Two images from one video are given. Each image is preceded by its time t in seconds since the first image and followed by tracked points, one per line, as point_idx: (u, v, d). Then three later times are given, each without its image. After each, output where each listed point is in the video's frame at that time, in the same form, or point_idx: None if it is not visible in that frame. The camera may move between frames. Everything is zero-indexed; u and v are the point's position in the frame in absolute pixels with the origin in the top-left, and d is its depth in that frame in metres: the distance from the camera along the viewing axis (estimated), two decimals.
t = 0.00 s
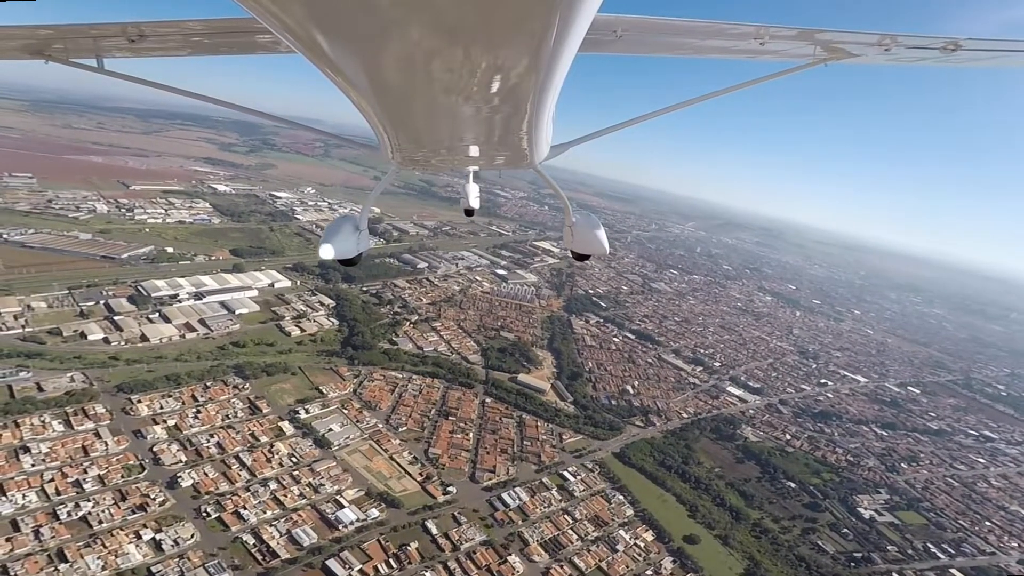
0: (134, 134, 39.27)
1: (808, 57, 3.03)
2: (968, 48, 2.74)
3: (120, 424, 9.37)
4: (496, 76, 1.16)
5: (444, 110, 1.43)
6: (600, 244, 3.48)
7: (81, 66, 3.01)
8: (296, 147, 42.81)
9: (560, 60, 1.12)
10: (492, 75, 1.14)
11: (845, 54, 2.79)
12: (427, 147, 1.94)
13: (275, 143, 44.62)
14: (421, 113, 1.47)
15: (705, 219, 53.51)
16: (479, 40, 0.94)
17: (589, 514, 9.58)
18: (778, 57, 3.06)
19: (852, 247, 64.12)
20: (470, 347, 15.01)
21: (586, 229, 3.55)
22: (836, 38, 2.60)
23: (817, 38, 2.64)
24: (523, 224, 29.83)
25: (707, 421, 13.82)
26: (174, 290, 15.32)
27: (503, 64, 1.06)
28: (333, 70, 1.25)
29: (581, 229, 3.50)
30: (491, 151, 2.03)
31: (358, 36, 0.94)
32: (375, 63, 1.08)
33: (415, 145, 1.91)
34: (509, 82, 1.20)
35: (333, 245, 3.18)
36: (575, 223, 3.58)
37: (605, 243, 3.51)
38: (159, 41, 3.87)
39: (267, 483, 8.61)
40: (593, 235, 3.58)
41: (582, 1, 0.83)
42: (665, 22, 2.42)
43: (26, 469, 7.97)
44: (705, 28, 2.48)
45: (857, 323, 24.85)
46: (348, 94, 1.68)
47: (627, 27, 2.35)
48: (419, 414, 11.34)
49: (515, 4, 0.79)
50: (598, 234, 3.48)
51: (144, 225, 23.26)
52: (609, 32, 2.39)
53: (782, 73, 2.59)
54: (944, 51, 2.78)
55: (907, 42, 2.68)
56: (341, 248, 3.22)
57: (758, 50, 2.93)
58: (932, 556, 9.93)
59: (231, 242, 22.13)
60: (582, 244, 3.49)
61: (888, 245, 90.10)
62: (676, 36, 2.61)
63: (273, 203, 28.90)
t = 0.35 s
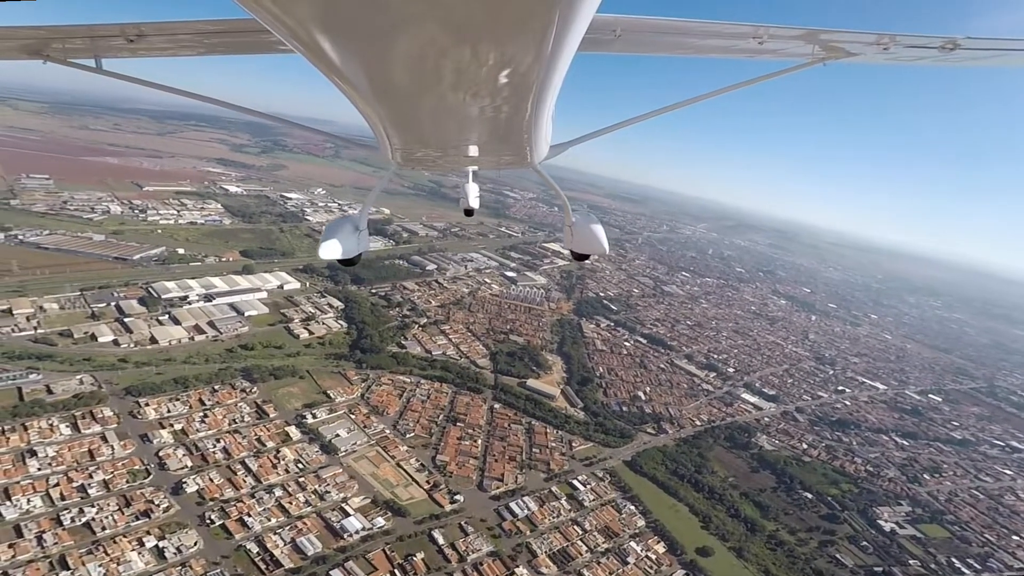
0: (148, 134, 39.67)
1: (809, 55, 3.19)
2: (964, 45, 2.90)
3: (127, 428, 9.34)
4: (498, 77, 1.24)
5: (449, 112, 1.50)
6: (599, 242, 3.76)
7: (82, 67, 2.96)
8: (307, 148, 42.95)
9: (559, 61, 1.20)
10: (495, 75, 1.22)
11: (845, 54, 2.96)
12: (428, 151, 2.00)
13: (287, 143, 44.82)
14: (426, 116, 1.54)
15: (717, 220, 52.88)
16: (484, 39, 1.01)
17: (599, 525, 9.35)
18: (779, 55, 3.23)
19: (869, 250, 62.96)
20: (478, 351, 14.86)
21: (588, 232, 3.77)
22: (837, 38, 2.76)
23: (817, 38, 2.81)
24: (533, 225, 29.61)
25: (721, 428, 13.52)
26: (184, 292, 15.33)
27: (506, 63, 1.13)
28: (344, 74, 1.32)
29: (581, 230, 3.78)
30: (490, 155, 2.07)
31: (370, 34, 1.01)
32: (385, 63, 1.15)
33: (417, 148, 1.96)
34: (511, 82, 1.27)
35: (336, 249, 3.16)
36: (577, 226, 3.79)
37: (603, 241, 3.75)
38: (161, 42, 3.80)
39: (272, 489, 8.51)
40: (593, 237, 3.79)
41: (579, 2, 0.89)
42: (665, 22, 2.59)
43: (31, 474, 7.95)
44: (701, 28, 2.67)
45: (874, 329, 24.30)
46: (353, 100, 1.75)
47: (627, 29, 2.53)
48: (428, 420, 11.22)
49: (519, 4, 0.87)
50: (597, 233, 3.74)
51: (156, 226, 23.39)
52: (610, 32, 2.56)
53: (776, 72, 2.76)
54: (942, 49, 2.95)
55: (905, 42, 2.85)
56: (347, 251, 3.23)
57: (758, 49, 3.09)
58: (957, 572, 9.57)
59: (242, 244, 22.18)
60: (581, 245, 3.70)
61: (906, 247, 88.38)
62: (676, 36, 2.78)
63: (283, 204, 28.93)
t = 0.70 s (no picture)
0: (163, 135, 40.14)
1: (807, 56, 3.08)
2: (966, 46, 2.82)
3: (134, 431, 9.32)
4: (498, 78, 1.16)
5: (445, 115, 1.42)
6: (600, 244, 3.73)
7: (81, 69, 2.86)
8: (319, 150, 43.17)
9: (561, 58, 1.12)
10: (496, 77, 1.13)
11: (844, 55, 2.86)
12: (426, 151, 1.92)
13: (299, 144, 45.12)
14: (422, 120, 1.46)
15: (730, 223, 52.31)
16: (483, 40, 0.93)
17: (610, 536, 9.10)
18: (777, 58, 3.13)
19: (886, 254, 61.87)
20: (487, 355, 14.69)
21: (585, 230, 3.80)
22: (839, 39, 2.65)
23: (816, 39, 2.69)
24: (543, 227, 29.41)
25: (736, 437, 13.19)
26: (195, 293, 15.36)
27: (506, 66, 1.06)
28: (334, 77, 1.23)
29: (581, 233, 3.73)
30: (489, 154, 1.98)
31: (360, 39, 0.92)
32: (377, 68, 1.07)
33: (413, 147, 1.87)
34: (511, 84, 1.20)
35: (335, 248, 3.04)
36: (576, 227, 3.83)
37: (601, 241, 3.74)
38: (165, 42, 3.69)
39: (278, 496, 8.41)
40: (591, 235, 3.79)
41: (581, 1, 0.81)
42: (668, 23, 2.48)
43: (37, 477, 7.93)
44: (702, 29, 2.57)
45: (893, 334, 23.74)
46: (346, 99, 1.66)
47: (630, 30, 2.41)
48: (436, 425, 11.06)
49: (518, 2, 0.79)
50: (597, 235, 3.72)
51: (169, 226, 23.57)
52: (612, 33, 2.45)
53: (780, 73, 2.67)
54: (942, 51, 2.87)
55: (906, 42, 2.75)
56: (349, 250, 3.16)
57: (757, 49, 2.98)
58: None
59: (253, 245, 22.25)
60: (582, 244, 3.68)
61: (924, 251, 86.71)
62: (677, 37, 2.68)
63: (295, 205, 29.02)
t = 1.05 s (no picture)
0: (177, 136, 40.52)
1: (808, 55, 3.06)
2: (965, 44, 2.80)
3: (141, 435, 9.28)
4: (501, 77, 1.15)
5: (448, 114, 1.41)
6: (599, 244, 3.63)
7: (78, 66, 2.75)
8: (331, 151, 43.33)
9: (563, 57, 1.10)
10: (499, 74, 1.12)
11: (843, 54, 2.84)
12: (430, 151, 1.91)
13: (311, 145, 45.31)
14: (426, 118, 1.44)
15: (743, 224, 51.66)
16: (484, 39, 0.92)
17: (622, 547, 8.87)
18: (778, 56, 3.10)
19: (904, 256, 60.70)
20: (497, 359, 14.53)
21: (585, 228, 3.67)
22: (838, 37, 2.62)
23: (814, 38, 2.67)
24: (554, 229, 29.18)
25: (752, 445, 12.87)
26: (205, 294, 15.37)
27: (509, 64, 1.04)
28: (334, 73, 1.21)
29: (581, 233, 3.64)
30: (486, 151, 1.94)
31: (360, 39, 0.91)
32: (380, 68, 1.05)
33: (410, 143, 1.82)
34: (513, 82, 1.18)
35: (343, 248, 3.03)
36: (577, 224, 3.67)
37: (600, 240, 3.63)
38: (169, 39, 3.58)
39: (283, 503, 8.31)
40: (591, 234, 3.67)
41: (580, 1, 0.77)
42: (667, 23, 2.47)
43: (43, 481, 7.90)
44: (702, 28, 2.55)
45: (914, 339, 23.16)
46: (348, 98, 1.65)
47: (631, 28, 2.40)
48: (444, 431, 10.93)
49: (520, 2, 0.77)
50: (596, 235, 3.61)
51: (181, 227, 23.71)
52: (612, 31, 2.44)
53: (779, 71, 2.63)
54: (941, 50, 2.86)
55: (906, 41, 2.73)
56: (356, 248, 3.17)
57: (758, 48, 2.95)
58: None
59: (264, 246, 22.29)
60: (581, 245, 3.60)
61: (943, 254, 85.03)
62: (676, 36, 2.67)
63: (305, 206, 29.07)
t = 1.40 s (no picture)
0: (190, 139, 40.90)
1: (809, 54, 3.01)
2: (963, 45, 2.82)
3: (149, 442, 9.25)
4: (501, 76, 1.13)
5: (447, 116, 1.39)
6: (601, 243, 3.38)
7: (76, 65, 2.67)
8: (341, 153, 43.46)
9: (562, 57, 1.09)
10: (499, 73, 1.10)
11: (844, 54, 2.83)
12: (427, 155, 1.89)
13: (322, 147, 45.49)
14: (424, 119, 1.42)
15: (755, 225, 51.06)
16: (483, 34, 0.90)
17: (636, 558, 8.64)
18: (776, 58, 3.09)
19: (922, 258, 59.60)
20: (507, 364, 14.36)
21: (583, 229, 3.42)
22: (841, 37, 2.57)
23: (817, 38, 2.64)
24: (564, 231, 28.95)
25: (770, 453, 12.54)
26: (215, 298, 15.38)
27: (509, 64, 1.03)
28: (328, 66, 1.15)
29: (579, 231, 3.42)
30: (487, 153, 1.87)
31: (356, 31, 0.89)
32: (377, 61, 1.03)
33: (408, 145, 1.76)
34: (512, 82, 1.16)
35: (348, 248, 2.94)
36: (576, 226, 3.42)
37: (601, 240, 3.38)
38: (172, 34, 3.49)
39: (291, 513, 8.20)
40: (591, 233, 3.44)
41: None
42: (669, 23, 2.42)
43: (51, 489, 7.87)
44: (703, 29, 2.50)
45: (936, 343, 22.60)
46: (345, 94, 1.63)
47: (631, 30, 2.34)
48: (453, 438, 10.78)
49: None
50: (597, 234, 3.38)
51: (193, 230, 23.84)
52: (613, 32, 2.38)
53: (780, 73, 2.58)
54: (940, 50, 2.87)
55: (906, 41, 2.71)
56: (359, 246, 3.08)
57: (759, 49, 2.89)
58: None
59: (275, 249, 22.32)
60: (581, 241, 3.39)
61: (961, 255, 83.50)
62: (677, 37, 2.61)
63: (316, 208, 29.11)
